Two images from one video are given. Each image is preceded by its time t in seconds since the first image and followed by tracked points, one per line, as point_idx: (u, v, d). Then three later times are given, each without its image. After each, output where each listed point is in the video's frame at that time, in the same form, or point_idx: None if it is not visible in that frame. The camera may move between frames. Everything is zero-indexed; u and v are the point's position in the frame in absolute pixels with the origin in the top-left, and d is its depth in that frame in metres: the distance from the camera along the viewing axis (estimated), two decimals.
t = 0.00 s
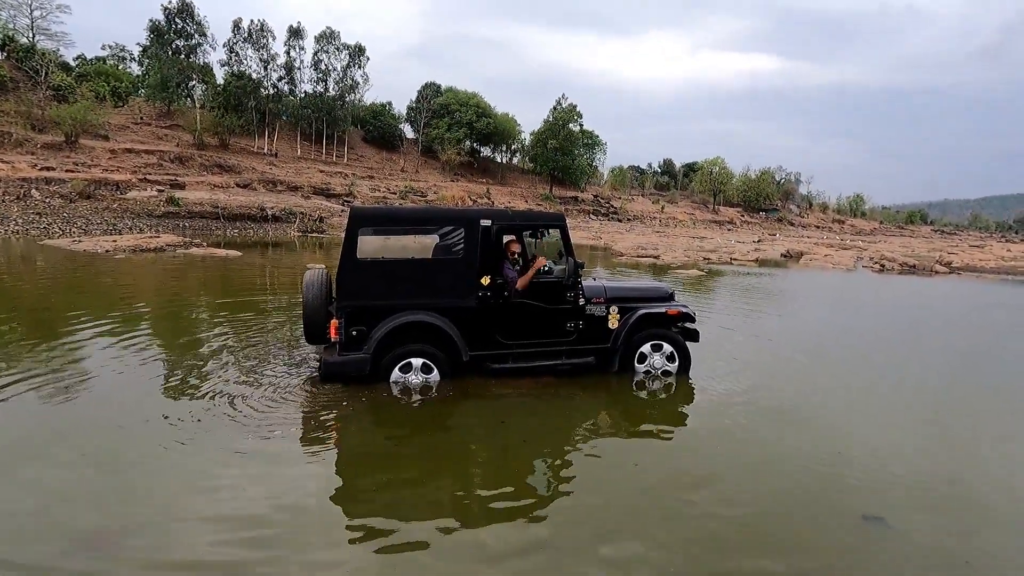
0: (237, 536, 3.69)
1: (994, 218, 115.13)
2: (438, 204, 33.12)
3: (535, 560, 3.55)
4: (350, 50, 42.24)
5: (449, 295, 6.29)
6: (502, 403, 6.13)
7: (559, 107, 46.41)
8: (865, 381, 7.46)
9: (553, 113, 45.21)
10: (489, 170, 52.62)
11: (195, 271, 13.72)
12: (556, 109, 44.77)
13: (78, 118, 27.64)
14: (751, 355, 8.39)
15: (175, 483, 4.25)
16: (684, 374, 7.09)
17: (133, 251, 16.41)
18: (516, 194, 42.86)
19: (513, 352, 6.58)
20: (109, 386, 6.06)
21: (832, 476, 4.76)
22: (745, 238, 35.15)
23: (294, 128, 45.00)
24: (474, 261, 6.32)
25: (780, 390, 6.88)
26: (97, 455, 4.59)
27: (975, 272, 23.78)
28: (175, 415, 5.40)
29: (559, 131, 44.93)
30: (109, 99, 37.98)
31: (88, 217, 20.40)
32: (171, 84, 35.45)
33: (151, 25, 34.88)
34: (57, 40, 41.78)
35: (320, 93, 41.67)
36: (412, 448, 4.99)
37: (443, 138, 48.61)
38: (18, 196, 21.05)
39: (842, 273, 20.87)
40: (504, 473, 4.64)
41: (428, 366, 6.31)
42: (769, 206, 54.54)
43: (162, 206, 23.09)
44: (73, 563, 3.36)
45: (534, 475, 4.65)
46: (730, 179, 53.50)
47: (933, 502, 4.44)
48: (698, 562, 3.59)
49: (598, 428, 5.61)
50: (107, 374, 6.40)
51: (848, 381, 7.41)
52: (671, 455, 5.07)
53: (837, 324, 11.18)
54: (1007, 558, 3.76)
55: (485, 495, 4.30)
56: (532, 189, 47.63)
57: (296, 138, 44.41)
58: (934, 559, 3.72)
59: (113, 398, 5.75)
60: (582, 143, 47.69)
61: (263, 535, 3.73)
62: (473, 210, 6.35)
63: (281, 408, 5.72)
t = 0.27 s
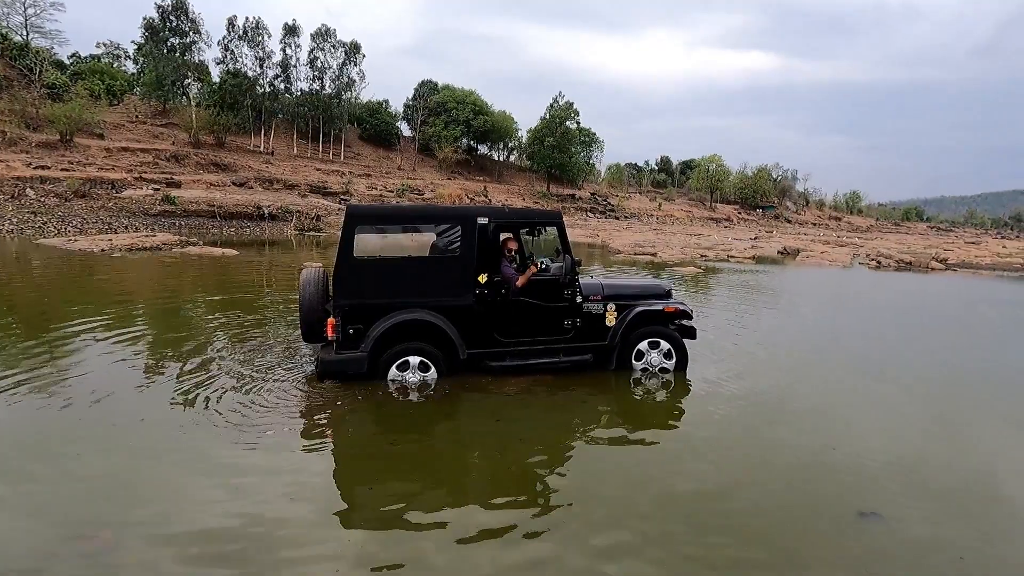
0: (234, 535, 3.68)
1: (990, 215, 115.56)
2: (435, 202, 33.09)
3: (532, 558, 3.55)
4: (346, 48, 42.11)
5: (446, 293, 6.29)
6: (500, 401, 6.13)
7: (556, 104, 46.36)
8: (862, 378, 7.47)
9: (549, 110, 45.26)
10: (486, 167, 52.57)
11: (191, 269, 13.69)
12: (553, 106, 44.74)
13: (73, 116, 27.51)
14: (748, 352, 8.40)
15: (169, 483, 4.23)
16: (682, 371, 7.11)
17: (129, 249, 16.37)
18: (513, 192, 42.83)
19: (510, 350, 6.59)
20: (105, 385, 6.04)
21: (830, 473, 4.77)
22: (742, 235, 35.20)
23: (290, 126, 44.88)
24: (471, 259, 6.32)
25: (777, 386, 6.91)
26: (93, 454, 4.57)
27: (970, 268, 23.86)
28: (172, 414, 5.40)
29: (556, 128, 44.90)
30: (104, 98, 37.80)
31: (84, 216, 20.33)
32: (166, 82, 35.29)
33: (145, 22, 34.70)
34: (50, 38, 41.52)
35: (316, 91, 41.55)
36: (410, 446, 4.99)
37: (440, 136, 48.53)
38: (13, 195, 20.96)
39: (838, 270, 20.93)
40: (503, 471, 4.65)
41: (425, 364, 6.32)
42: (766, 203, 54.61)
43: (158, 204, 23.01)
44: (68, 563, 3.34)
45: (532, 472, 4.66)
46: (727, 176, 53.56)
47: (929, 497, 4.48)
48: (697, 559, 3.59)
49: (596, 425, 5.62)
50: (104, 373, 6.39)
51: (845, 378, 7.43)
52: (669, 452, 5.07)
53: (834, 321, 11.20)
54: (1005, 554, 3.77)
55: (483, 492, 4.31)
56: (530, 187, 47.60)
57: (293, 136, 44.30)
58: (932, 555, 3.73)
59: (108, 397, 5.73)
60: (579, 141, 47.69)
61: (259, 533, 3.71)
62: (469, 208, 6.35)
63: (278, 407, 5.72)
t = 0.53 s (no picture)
0: (231, 535, 3.67)
1: (989, 217, 115.80)
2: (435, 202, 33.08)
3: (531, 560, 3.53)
4: (346, 47, 42.09)
5: (446, 293, 6.29)
6: (499, 401, 6.12)
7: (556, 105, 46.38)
8: (861, 380, 7.49)
9: (549, 111, 45.32)
10: (486, 167, 52.58)
11: (190, 268, 13.67)
12: (553, 107, 44.76)
13: (72, 114, 27.48)
14: (747, 354, 8.40)
15: (164, 483, 4.21)
16: (681, 372, 7.11)
17: (128, 247, 16.35)
18: (513, 192, 42.84)
19: (510, 350, 6.58)
20: (103, 384, 6.02)
21: (829, 473, 4.79)
22: (742, 236, 35.23)
23: (290, 125, 44.87)
24: (470, 259, 6.32)
25: (777, 387, 6.93)
26: (89, 454, 4.56)
27: (969, 270, 23.90)
28: (169, 414, 5.38)
29: (556, 129, 44.93)
30: (104, 95, 37.78)
31: (83, 213, 20.31)
32: (166, 80, 35.29)
33: (145, 20, 34.67)
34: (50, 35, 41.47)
35: (316, 90, 41.54)
36: (409, 446, 4.99)
37: (440, 135, 48.54)
38: (12, 193, 20.94)
39: (837, 272, 20.96)
40: (502, 471, 4.64)
41: (425, 364, 6.32)
42: (765, 204, 54.66)
43: (157, 202, 23.00)
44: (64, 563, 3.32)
45: (531, 472, 4.66)
46: (727, 178, 53.62)
47: (927, 497, 4.49)
48: (696, 560, 3.60)
49: (594, 426, 5.63)
50: (102, 372, 6.36)
51: (843, 380, 7.44)
52: (669, 453, 5.07)
53: (833, 323, 11.22)
54: (1003, 554, 3.79)
55: (482, 492, 4.31)
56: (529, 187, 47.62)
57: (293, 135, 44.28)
58: (930, 555, 3.74)
59: (106, 396, 5.71)
60: (579, 141, 47.69)
61: (256, 534, 3.70)
62: (469, 208, 6.34)
63: (276, 406, 5.70)
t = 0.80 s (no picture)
0: (231, 535, 3.66)
1: (992, 217, 115.41)
2: (436, 200, 33.05)
3: (531, 560, 3.52)
4: (348, 45, 42.04)
5: (447, 291, 6.29)
6: (501, 399, 6.12)
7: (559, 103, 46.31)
8: (862, 380, 7.47)
9: (551, 109, 45.27)
10: (488, 165, 52.54)
11: (192, 265, 13.69)
12: (556, 105, 44.69)
13: (75, 111, 27.52)
14: (748, 353, 8.40)
15: (163, 483, 4.21)
16: (682, 371, 7.11)
17: (130, 245, 16.39)
18: (515, 190, 42.80)
19: (511, 348, 6.58)
20: (105, 381, 6.04)
21: (830, 474, 4.77)
22: (744, 236, 35.15)
23: (292, 123, 44.88)
24: (472, 257, 6.32)
25: (778, 387, 6.92)
26: (90, 452, 4.57)
27: (973, 271, 23.80)
28: (171, 411, 5.39)
29: (558, 127, 44.87)
30: (107, 93, 37.82)
31: (85, 211, 20.35)
32: (169, 78, 35.30)
33: (148, 18, 34.66)
34: (53, 32, 41.50)
35: (318, 87, 41.53)
36: (409, 444, 5.00)
37: (443, 133, 48.50)
38: (15, 190, 20.98)
39: (840, 272, 20.89)
40: (503, 470, 4.65)
41: (426, 362, 6.32)
42: (768, 204, 54.52)
43: (160, 200, 23.02)
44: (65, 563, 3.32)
45: (531, 470, 4.67)
46: (730, 177, 53.49)
47: (927, 498, 4.49)
48: (697, 560, 3.60)
49: (596, 425, 5.63)
50: (104, 369, 6.38)
51: (844, 379, 7.43)
52: (669, 452, 5.07)
53: (835, 322, 11.21)
54: (1005, 555, 3.78)
55: (482, 491, 4.32)
56: (532, 186, 47.57)
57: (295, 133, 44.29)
58: (931, 555, 3.74)
59: (108, 394, 5.72)
60: (581, 140, 47.61)
61: (257, 534, 3.69)
62: (471, 206, 6.34)
63: (277, 404, 5.71)
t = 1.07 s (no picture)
0: (232, 534, 3.65)
1: (992, 212, 115.36)
2: (435, 197, 33.02)
3: (533, 557, 3.52)
4: (346, 42, 41.93)
5: (445, 288, 6.29)
6: (501, 396, 6.14)
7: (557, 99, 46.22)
8: (861, 375, 7.47)
9: (550, 106, 45.17)
10: (487, 162, 52.50)
11: (191, 264, 13.67)
12: (554, 102, 44.62)
13: (73, 110, 27.45)
14: (748, 348, 8.40)
15: (164, 482, 4.20)
16: (682, 367, 7.13)
17: (129, 244, 16.36)
18: (514, 187, 42.76)
19: (511, 345, 6.58)
20: (105, 381, 6.03)
21: (829, 469, 4.78)
22: (743, 231, 35.15)
23: (290, 121, 44.79)
24: (471, 254, 6.32)
25: (779, 381, 6.94)
26: (91, 452, 4.56)
27: (971, 265, 23.84)
28: (171, 410, 5.39)
29: (557, 124, 44.82)
30: (105, 92, 37.72)
31: (84, 210, 20.31)
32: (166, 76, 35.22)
33: (144, 16, 34.53)
34: (49, 31, 41.34)
35: (316, 85, 41.42)
36: (410, 441, 5.00)
37: (441, 131, 48.45)
38: (13, 189, 20.94)
39: (839, 267, 20.91)
40: (504, 466, 4.65)
41: (426, 359, 6.32)
42: (767, 199, 54.52)
43: (158, 199, 22.98)
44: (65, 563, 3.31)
45: (533, 466, 4.68)
46: (729, 172, 53.47)
47: (926, 492, 4.51)
48: (700, 556, 3.59)
49: (595, 420, 5.64)
50: (105, 368, 6.38)
51: (844, 374, 7.43)
52: (670, 448, 5.07)
53: (834, 317, 11.21)
54: (1005, 550, 3.78)
55: (482, 487, 4.32)
56: (531, 182, 47.53)
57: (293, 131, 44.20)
58: (930, 550, 3.75)
59: (109, 394, 5.72)
60: (580, 136, 47.53)
61: (258, 533, 3.68)
62: (470, 203, 6.34)
63: (277, 403, 5.70)
